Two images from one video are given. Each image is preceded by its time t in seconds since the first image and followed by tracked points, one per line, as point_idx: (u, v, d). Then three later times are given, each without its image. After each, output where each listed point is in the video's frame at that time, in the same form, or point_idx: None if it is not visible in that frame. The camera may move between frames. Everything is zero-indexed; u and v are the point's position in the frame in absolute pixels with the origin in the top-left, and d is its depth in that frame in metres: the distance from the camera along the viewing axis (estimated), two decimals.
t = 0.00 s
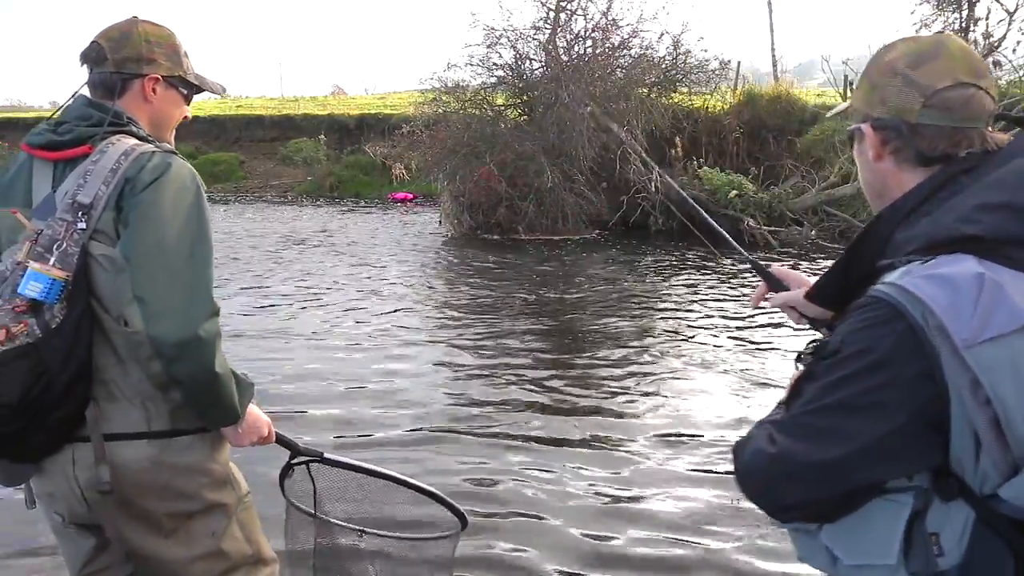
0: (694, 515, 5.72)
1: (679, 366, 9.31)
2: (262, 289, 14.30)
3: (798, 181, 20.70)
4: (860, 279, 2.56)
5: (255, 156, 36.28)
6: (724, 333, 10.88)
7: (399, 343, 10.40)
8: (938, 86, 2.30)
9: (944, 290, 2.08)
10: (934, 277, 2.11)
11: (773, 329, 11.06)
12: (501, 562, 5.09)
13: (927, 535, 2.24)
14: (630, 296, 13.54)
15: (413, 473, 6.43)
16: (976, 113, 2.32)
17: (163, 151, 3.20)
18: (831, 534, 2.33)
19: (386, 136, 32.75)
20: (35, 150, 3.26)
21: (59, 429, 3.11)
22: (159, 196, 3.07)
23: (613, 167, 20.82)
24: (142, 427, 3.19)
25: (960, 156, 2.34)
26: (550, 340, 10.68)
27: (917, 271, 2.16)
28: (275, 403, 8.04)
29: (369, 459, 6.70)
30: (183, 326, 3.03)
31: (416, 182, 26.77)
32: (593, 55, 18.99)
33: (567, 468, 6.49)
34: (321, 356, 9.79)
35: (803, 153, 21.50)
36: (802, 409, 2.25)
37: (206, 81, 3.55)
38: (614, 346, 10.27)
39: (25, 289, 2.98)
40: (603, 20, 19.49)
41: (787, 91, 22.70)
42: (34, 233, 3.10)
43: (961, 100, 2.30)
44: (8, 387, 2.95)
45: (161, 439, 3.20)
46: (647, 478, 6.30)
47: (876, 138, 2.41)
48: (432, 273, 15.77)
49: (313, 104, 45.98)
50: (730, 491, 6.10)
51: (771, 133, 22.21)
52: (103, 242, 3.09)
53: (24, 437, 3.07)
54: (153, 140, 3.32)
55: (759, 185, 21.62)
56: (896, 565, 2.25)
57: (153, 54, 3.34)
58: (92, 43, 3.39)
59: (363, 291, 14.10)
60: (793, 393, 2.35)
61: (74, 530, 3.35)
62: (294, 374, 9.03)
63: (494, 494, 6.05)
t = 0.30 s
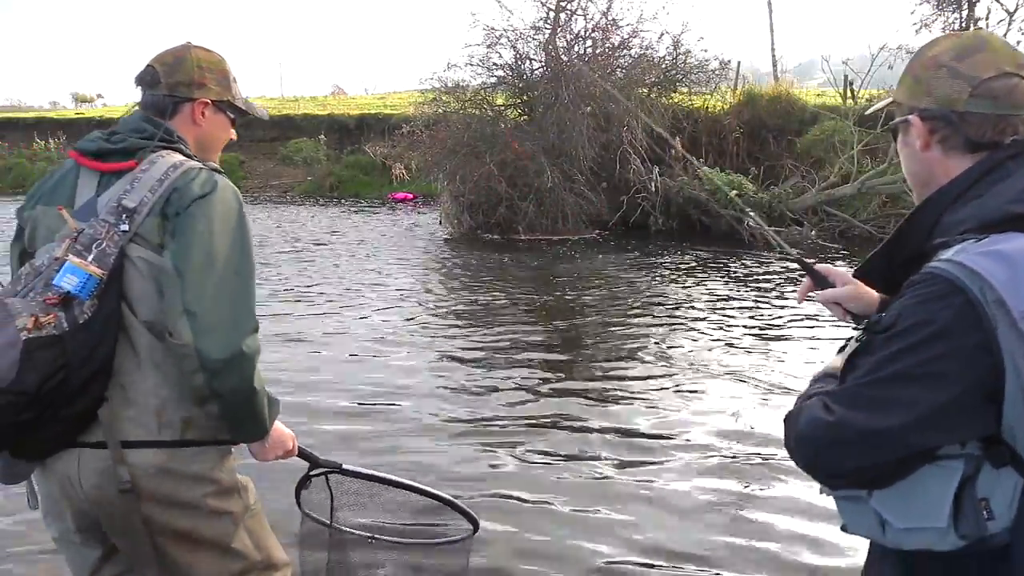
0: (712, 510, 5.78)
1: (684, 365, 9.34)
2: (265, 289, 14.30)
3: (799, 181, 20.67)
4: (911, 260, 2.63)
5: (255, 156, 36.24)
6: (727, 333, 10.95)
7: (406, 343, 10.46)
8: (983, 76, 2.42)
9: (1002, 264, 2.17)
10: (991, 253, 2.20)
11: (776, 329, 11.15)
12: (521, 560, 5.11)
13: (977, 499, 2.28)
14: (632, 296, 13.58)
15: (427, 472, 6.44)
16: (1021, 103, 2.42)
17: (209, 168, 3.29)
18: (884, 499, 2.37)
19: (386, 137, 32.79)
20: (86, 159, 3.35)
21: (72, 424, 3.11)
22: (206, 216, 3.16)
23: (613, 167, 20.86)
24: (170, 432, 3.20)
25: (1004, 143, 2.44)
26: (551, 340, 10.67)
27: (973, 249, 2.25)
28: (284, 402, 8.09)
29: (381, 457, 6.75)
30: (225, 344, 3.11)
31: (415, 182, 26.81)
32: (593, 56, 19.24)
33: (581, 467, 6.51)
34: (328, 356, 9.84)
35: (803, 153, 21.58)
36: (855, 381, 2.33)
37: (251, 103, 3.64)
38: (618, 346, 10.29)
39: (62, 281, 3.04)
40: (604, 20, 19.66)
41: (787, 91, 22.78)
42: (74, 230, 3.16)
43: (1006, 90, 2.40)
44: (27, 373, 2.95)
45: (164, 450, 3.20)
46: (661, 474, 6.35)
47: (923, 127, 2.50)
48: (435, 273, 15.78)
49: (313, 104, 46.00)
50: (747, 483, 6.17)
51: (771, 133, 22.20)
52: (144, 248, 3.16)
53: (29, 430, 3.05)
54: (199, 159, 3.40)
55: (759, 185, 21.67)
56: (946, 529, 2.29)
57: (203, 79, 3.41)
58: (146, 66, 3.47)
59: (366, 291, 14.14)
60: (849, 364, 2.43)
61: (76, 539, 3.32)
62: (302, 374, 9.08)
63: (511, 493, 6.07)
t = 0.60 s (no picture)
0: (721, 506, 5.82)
1: (685, 364, 9.38)
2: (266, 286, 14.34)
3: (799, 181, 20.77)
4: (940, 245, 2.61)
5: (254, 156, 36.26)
6: (727, 332, 11.00)
7: (408, 342, 10.49)
8: None
9: (1023, 246, 2.23)
10: (1015, 236, 2.26)
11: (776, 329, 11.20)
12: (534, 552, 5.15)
13: (964, 470, 2.34)
14: (631, 296, 13.64)
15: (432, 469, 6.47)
16: None
17: (266, 212, 3.29)
18: (870, 454, 2.44)
19: (386, 136, 32.84)
20: (144, 189, 3.34)
21: (98, 442, 3.08)
22: (267, 262, 3.14)
23: (613, 167, 20.95)
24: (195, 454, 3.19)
25: None
26: (547, 340, 10.66)
27: (998, 230, 2.30)
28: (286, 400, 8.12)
29: (384, 453, 6.78)
30: (278, 392, 3.10)
31: (416, 182, 26.87)
32: (593, 55, 19.39)
33: (586, 464, 6.53)
34: (329, 355, 9.87)
35: (803, 153, 21.66)
36: (864, 328, 2.40)
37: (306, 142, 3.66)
38: (617, 346, 10.31)
39: (114, 300, 3.02)
40: (604, 20, 19.78)
41: (787, 90, 22.87)
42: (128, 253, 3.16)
43: None
44: (65, 386, 2.94)
45: (191, 471, 3.18)
46: (669, 470, 6.39)
47: (969, 122, 2.46)
48: (436, 273, 15.83)
49: (313, 104, 46.05)
50: (752, 480, 6.21)
51: (771, 133, 22.30)
52: (199, 282, 3.16)
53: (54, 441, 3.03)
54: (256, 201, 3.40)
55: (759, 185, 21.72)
56: (925, 486, 2.33)
57: (262, 120, 3.43)
58: (205, 105, 3.49)
59: (367, 291, 14.18)
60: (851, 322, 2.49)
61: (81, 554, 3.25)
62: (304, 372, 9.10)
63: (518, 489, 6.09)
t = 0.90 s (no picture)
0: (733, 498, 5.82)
1: (688, 365, 9.38)
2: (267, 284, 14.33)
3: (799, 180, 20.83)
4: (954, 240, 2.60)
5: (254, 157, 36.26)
6: (729, 334, 11.00)
7: (409, 342, 10.47)
8: None
9: None
10: (1016, 231, 2.25)
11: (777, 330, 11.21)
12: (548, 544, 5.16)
13: (952, 460, 2.33)
14: (632, 296, 13.66)
15: (439, 468, 6.46)
16: None
17: (322, 243, 3.20)
18: (863, 439, 2.46)
19: (386, 136, 32.88)
20: (203, 213, 3.21)
21: (155, 460, 2.97)
22: (323, 293, 3.05)
23: (613, 167, 21.01)
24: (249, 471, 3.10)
25: None
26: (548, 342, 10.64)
27: (1002, 224, 2.29)
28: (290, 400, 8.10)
29: (388, 453, 6.76)
30: (340, 425, 3.07)
31: (416, 182, 26.90)
32: (593, 55, 19.47)
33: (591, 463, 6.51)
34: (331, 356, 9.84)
35: (802, 153, 21.72)
36: (868, 320, 2.41)
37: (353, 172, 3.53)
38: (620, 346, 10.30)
39: (180, 323, 2.92)
40: (604, 20, 19.87)
41: (787, 91, 22.93)
42: (193, 275, 3.05)
43: None
44: (128, 405, 2.82)
45: (243, 488, 3.08)
46: (677, 465, 6.40)
47: (988, 123, 2.45)
48: (437, 273, 15.86)
49: (313, 104, 46.07)
50: (757, 474, 6.21)
51: (771, 133, 22.36)
52: (257, 313, 3.04)
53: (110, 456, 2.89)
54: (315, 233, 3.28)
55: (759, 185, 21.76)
56: (913, 473, 2.34)
57: (319, 152, 3.29)
58: (262, 134, 3.34)
59: (369, 291, 14.17)
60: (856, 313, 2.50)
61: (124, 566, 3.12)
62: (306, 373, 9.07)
63: (528, 485, 6.09)
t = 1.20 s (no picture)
0: (744, 501, 5.89)
1: (690, 364, 9.43)
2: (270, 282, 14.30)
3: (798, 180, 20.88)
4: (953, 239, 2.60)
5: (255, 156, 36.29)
6: (731, 333, 11.05)
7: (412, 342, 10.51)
8: None
9: None
10: (1017, 230, 2.26)
11: (777, 329, 11.25)
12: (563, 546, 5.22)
13: (958, 460, 2.32)
14: (633, 296, 13.70)
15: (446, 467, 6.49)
16: None
17: (375, 249, 3.34)
18: (869, 443, 2.44)
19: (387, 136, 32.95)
20: (262, 210, 3.34)
21: (209, 457, 3.04)
22: (375, 301, 3.18)
23: (613, 167, 21.01)
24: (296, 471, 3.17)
25: None
26: (548, 341, 10.68)
27: (1001, 223, 2.30)
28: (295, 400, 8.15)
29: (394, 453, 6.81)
30: (399, 428, 3.20)
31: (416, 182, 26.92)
32: (593, 56, 19.53)
33: (595, 463, 6.57)
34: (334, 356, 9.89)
35: (802, 153, 21.75)
36: (870, 325, 2.41)
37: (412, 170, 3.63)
38: (622, 345, 10.34)
39: (242, 327, 3.04)
40: (604, 20, 19.93)
41: (786, 90, 22.96)
42: (251, 274, 3.18)
43: None
44: (188, 407, 2.93)
45: (288, 482, 3.13)
46: (688, 468, 6.45)
47: (979, 127, 2.48)
48: (439, 273, 15.86)
49: (314, 104, 46.07)
50: (761, 475, 6.29)
51: (771, 133, 22.40)
52: (314, 317, 3.16)
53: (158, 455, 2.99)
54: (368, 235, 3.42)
55: (759, 185, 21.79)
56: (920, 477, 2.33)
57: (378, 152, 3.40)
58: (322, 131, 3.44)
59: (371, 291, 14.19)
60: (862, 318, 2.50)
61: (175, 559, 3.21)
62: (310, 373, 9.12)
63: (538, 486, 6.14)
